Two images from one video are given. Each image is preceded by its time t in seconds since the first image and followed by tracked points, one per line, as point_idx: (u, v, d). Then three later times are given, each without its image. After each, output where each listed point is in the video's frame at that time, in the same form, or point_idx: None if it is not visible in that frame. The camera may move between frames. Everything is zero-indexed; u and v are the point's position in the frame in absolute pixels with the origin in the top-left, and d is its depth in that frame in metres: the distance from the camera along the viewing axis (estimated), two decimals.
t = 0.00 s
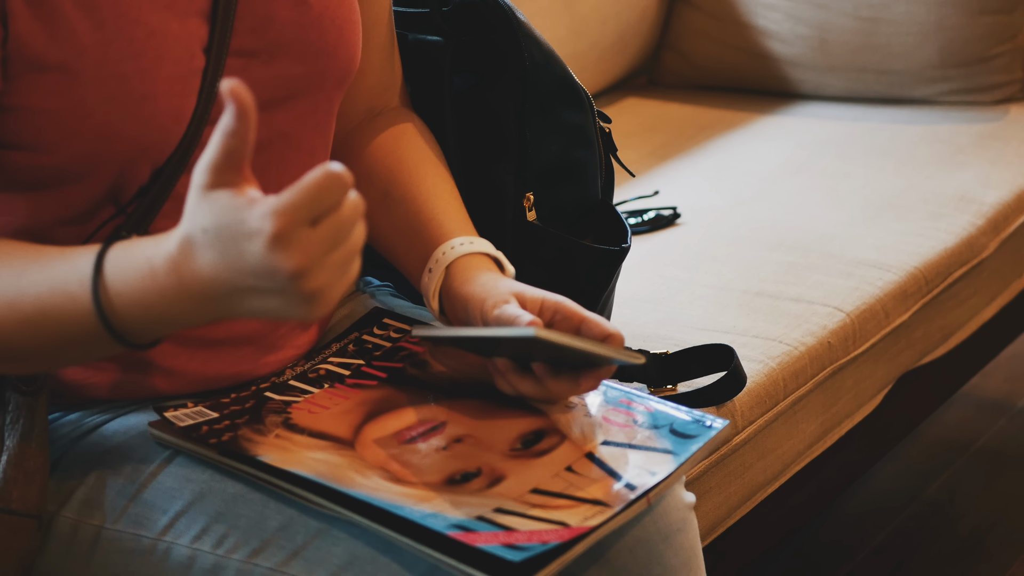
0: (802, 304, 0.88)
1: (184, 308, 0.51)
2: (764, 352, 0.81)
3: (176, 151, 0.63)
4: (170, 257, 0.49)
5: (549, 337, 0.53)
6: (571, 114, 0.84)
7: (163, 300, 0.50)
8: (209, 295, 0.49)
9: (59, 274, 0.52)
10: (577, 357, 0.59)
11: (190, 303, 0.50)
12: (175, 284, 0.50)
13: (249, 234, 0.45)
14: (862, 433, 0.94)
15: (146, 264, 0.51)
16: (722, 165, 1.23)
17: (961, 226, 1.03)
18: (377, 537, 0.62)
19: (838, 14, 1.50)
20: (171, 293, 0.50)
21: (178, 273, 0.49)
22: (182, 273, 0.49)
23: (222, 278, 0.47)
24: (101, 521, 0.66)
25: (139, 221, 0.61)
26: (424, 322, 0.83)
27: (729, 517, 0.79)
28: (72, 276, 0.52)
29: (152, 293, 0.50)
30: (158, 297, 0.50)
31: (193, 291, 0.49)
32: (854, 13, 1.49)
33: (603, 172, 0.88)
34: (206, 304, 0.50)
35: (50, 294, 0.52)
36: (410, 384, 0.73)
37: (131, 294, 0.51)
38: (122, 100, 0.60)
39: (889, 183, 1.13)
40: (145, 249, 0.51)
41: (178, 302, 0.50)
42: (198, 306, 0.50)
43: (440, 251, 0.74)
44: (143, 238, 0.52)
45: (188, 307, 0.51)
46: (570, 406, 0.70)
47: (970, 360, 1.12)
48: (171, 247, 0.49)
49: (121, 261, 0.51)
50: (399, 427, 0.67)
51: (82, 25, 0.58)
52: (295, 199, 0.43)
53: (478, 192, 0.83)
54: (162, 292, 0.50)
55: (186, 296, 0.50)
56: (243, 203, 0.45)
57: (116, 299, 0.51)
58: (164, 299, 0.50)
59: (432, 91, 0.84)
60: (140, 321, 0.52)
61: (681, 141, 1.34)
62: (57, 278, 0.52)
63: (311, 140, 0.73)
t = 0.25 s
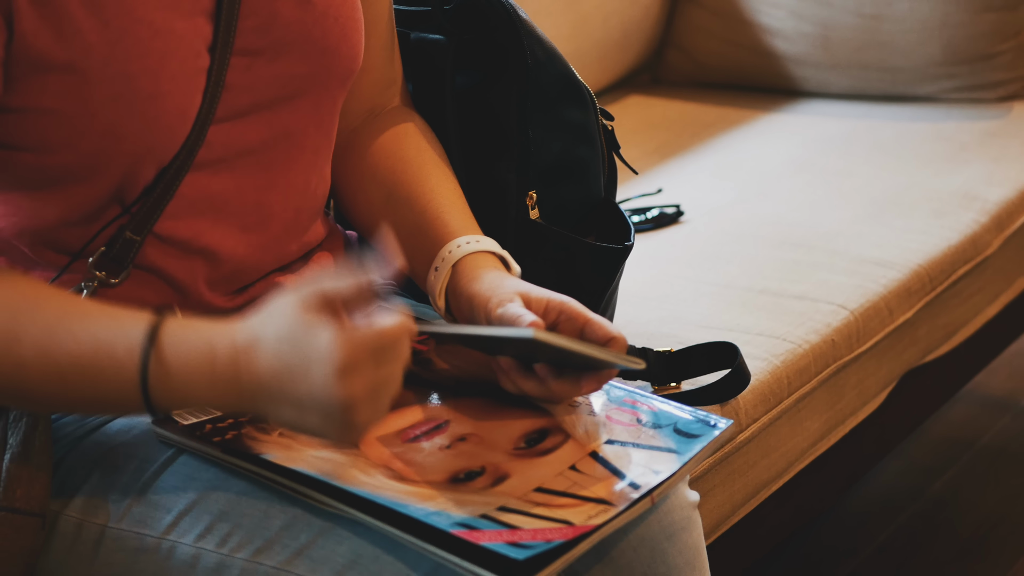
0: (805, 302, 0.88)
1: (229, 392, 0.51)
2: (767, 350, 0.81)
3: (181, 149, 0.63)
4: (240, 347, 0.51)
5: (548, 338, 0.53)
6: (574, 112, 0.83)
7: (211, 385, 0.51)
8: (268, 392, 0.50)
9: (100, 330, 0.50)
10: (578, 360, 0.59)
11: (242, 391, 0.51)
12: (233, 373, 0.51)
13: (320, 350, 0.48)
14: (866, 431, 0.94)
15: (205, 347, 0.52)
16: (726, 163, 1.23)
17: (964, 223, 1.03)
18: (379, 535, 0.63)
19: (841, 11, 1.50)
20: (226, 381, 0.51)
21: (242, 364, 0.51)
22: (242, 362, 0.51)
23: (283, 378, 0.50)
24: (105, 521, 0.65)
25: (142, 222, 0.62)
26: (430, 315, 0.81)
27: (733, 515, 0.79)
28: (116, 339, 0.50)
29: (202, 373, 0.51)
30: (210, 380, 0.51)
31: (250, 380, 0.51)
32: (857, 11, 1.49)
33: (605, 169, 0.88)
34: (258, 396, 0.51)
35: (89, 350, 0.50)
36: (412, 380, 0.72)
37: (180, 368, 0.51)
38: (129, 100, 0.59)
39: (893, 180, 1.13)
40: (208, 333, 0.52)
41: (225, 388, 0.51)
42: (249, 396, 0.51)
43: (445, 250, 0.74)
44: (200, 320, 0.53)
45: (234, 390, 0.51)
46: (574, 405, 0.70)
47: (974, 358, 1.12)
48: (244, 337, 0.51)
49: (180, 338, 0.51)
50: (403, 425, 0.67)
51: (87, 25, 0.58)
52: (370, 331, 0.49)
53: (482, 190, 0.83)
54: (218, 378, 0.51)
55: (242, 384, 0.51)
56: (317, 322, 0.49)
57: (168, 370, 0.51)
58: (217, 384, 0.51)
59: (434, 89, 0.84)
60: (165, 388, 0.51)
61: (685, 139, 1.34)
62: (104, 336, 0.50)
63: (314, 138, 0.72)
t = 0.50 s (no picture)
0: (808, 301, 0.88)
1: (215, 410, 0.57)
2: (769, 349, 0.81)
3: (187, 153, 0.63)
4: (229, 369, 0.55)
5: (556, 338, 0.53)
6: (577, 111, 0.84)
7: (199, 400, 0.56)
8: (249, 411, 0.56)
9: (104, 346, 0.55)
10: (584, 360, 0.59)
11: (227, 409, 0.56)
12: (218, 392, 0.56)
13: (308, 376, 0.52)
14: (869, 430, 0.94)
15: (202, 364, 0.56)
16: (728, 161, 1.23)
17: (967, 222, 1.03)
18: (381, 534, 0.62)
19: (843, 10, 1.50)
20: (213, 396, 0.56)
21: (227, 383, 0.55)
22: (237, 380, 0.55)
23: (275, 398, 0.54)
24: (108, 520, 0.65)
25: (148, 224, 0.62)
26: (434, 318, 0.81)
27: (736, 514, 0.79)
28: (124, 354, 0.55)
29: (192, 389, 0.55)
30: (202, 393, 0.56)
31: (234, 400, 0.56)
32: (860, 10, 1.49)
33: (608, 168, 0.88)
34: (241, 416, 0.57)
35: (90, 362, 0.55)
36: (416, 378, 0.71)
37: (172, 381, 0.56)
38: (134, 105, 0.59)
39: (896, 179, 1.13)
40: (202, 351, 0.56)
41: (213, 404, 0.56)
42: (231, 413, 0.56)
43: (451, 249, 0.74)
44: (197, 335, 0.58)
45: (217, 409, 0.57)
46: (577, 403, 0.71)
47: (977, 357, 1.12)
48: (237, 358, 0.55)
49: (178, 353, 0.56)
50: (407, 423, 0.67)
51: (93, 31, 0.58)
52: (357, 358, 0.51)
53: (484, 188, 0.83)
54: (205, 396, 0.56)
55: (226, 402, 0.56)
56: (311, 348, 0.52)
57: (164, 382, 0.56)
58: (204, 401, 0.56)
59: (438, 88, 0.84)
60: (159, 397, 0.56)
61: (687, 138, 1.34)
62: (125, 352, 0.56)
63: (321, 140, 0.72)
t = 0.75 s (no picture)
0: (808, 300, 0.88)
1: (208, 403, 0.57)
2: (770, 348, 0.81)
3: (187, 151, 0.63)
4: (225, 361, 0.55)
5: (557, 336, 0.53)
6: (577, 110, 0.84)
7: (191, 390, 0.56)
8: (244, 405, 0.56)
9: (103, 340, 0.55)
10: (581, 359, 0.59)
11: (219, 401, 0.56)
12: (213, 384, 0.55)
13: (305, 371, 0.52)
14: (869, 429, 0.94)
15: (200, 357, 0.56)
16: (729, 160, 1.23)
17: (968, 221, 1.03)
18: (382, 533, 0.62)
19: (844, 9, 1.50)
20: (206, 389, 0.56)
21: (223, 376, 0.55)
22: (235, 375, 0.55)
23: (272, 392, 0.54)
24: (109, 519, 0.65)
25: (149, 223, 0.63)
26: (434, 317, 0.80)
27: (737, 513, 0.79)
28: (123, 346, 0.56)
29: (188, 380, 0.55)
30: (202, 385, 0.55)
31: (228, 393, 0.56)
32: (861, 9, 1.49)
33: (608, 167, 0.88)
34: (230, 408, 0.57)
35: (89, 357, 0.55)
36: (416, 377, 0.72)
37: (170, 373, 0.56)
38: (134, 104, 0.59)
39: (896, 178, 1.13)
40: (201, 344, 0.56)
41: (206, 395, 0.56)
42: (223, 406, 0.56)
43: (451, 248, 0.74)
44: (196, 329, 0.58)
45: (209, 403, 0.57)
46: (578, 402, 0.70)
47: (977, 356, 1.12)
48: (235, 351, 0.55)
49: (177, 346, 0.56)
50: (407, 422, 0.67)
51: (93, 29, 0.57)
52: (352, 351, 0.51)
53: (484, 187, 0.83)
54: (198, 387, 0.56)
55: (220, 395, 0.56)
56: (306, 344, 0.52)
57: (162, 374, 0.56)
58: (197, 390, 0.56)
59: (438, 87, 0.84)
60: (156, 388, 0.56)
61: (688, 137, 1.34)
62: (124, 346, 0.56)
63: (320, 139, 0.72)
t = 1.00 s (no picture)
0: (811, 298, 0.88)
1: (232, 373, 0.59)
2: (774, 347, 0.81)
3: (189, 148, 0.63)
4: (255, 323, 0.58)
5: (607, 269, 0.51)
6: (580, 108, 0.83)
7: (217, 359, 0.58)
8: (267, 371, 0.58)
9: (131, 312, 0.57)
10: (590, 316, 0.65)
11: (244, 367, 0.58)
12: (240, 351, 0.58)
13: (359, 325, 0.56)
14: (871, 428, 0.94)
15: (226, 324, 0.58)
16: (732, 159, 1.23)
17: (971, 220, 1.03)
18: (387, 530, 0.62)
19: (848, 8, 1.50)
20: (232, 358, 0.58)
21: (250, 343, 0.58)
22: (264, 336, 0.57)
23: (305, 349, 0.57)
24: (113, 515, 0.66)
25: (151, 220, 0.63)
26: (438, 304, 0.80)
27: (740, 511, 0.79)
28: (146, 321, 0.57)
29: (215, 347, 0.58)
30: (231, 347, 0.58)
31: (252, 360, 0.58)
32: (864, 8, 1.49)
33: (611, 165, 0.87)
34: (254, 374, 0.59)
35: (119, 327, 0.57)
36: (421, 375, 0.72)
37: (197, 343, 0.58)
38: (136, 98, 0.60)
39: (899, 177, 1.13)
40: (228, 307, 0.59)
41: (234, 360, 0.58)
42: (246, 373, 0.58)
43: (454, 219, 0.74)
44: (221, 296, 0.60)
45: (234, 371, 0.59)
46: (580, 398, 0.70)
47: (981, 354, 1.11)
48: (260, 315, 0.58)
49: (203, 313, 0.58)
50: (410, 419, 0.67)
51: (96, 23, 0.58)
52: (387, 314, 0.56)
53: (487, 185, 0.83)
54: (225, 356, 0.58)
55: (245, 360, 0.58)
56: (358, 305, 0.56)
57: (187, 342, 0.58)
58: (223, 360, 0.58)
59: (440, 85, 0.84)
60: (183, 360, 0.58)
61: (692, 135, 1.34)
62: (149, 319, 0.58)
63: (321, 135, 0.72)
